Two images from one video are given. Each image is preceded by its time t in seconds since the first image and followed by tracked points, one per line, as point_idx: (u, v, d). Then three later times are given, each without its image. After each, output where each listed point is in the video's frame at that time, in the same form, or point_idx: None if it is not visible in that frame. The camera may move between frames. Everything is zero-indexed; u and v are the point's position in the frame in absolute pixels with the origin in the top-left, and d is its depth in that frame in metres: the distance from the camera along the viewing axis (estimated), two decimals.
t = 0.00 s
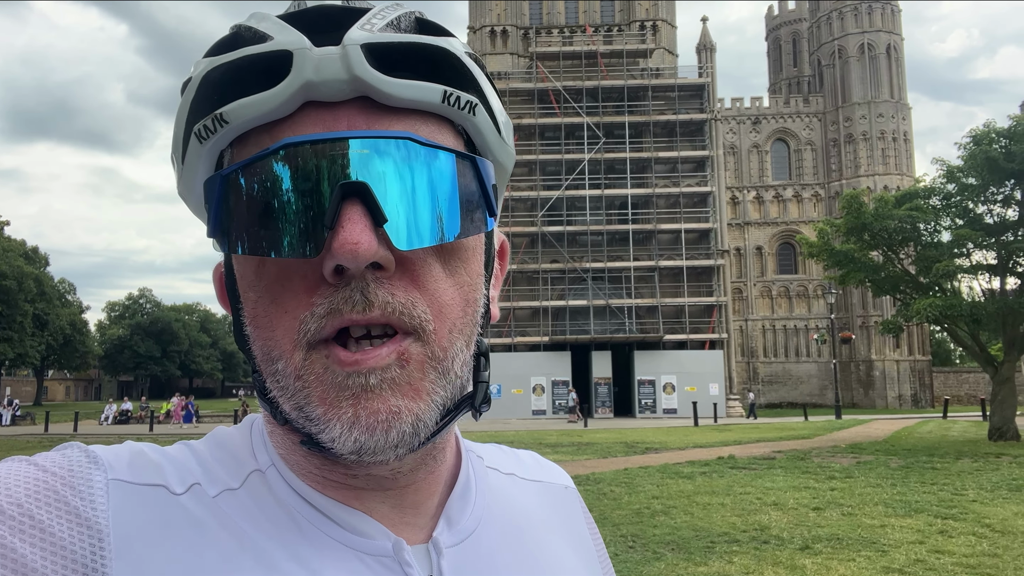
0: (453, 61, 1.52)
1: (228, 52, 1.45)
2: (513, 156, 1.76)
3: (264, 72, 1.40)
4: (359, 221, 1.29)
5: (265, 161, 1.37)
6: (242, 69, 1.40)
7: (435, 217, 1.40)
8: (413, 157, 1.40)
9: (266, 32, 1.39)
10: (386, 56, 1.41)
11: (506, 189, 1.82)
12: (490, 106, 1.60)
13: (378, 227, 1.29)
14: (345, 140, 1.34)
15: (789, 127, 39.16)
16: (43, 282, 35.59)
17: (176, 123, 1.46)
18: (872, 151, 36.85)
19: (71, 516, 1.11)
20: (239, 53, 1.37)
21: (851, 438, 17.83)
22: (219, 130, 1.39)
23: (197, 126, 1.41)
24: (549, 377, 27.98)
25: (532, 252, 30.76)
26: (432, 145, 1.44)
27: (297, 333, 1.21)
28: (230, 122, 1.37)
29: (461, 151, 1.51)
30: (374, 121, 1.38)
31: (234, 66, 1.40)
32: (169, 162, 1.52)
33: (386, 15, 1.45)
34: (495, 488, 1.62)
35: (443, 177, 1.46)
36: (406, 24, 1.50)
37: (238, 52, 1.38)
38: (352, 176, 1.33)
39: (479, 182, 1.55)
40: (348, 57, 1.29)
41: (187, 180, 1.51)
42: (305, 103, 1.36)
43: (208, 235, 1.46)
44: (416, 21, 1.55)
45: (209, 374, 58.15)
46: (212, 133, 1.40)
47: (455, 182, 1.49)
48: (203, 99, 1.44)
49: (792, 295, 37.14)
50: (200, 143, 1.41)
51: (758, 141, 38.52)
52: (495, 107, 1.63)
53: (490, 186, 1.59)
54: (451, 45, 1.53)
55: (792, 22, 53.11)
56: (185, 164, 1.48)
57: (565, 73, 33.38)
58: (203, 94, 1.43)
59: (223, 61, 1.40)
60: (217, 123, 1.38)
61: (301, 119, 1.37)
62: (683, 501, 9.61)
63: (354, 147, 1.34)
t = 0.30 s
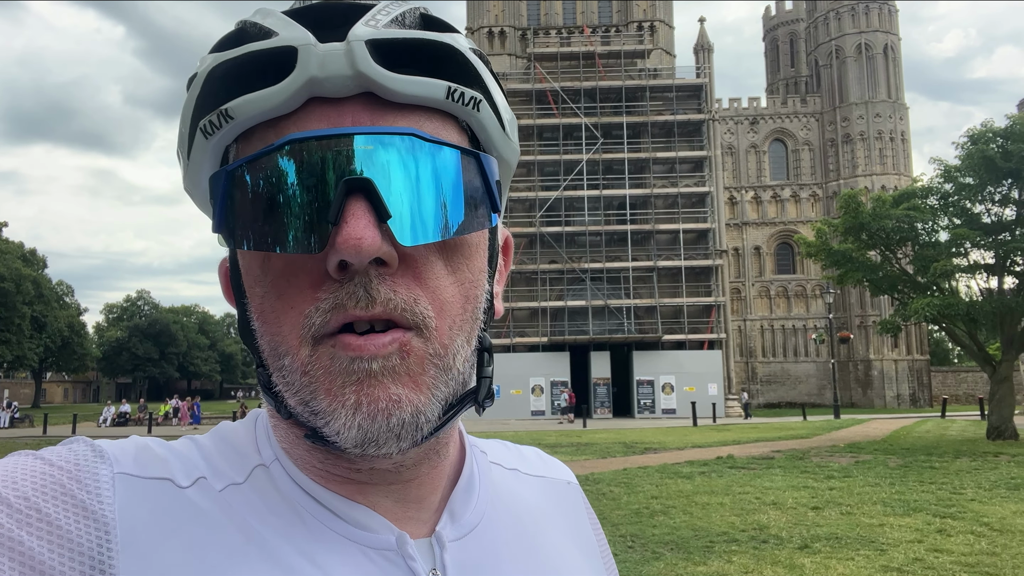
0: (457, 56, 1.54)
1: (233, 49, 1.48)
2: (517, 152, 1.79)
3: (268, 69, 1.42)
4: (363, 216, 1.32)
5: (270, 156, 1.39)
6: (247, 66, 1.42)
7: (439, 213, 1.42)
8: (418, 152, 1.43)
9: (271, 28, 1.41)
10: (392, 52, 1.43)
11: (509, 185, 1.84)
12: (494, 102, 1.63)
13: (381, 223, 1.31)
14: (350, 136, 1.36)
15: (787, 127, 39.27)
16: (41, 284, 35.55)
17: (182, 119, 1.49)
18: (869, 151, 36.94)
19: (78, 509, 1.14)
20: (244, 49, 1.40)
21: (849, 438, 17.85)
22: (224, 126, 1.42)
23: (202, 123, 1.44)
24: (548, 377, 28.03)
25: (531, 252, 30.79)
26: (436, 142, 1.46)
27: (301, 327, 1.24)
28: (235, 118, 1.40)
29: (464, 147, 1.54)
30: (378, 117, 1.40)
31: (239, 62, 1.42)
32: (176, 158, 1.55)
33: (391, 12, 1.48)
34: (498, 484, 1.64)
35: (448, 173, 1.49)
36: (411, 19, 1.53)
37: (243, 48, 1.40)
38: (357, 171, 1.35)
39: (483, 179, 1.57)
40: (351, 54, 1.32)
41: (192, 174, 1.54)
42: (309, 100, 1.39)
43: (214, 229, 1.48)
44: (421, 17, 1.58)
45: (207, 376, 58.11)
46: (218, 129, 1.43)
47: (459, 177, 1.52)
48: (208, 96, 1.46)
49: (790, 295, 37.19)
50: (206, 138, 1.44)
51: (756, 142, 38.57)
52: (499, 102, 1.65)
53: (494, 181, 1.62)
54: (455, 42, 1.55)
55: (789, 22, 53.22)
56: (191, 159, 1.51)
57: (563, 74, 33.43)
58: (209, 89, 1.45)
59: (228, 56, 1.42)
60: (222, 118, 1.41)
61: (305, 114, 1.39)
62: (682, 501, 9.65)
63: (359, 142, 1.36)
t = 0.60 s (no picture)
0: (453, 70, 1.54)
1: (226, 59, 1.47)
2: (513, 162, 1.79)
3: (260, 81, 1.42)
4: (355, 232, 1.31)
5: (261, 169, 1.39)
6: (239, 78, 1.42)
7: (431, 226, 1.42)
8: (411, 166, 1.43)
9: (263, 39, 1.40)
10: (385, 64, 1.43)
11: (505, 196, 1.84)
12: (490, 113, 1.62)
13: (373, 240, 1.31)
14: (341, 150, 1.36)
15: (786, 126, 39.31)
16: (40, 286, 35.53)
17: (173, 131, 1.49)
18: (869, 150, 36.95)
19: (67, 524, 1.13)
20: (235, 61, 1.39)
21: (849, 437, 17.83)
22: (214, 138, 1.42)
23: (193, 136, 1.44)
24: (547, 378, 28.04)
25: (530, 253, 30.79)
26: (430, 155, 1.46)
27: (294, 342, 1.23)
28: (225, 132, 1.40)
29: (459, 161, 1.54)
30: (371, 130, 1.40)
31: (230, 73, 1.42)
32: (169, 170, 1.55)
33: (385, 22, 1.47)
34: (493, 495, 1.64)
35: (441, 186, 1.49)
36: (404, 30, 1.52)
37: (235, 60, 1.39)
38: (349, 185, 1.35)
39: (478, 192, 1.57)
40: (343, 66, 1.31)
41: (185, 185, 1.54)
42: (300, 113, 1.38)
43: (205, 242, 1.48)
44: (416, 27, 1.58)
45: (207, 377, 58.10)
46: (209, 141, 1.43)
47: (454, 189, 1.52)
48: (200, 107, 1.46)
49: (790, 295, 37.20)
50: (196, 151, 1.44)
51: (755, 142, 38.62)
52: (494, 113, 1.64)
53: (489, 193, 1.61)
54: (450, 53, 1.54)
55: (788, 22, 53.24)
56: (183, 171, 1.51)
57: (562, 74, 33.45)
58: (200, 99, 1.45)
59: (220, 68, 1.42)
60: (213, 131, 1.41)
61: (297, 129, 1.39)
62: (682, 502, 9.64)
63: (351, 156, 1.36)
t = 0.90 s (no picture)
0: (455, 62, 1.58)
1: (228, 47, 1.50)
2: (512, 153, 1.82)
3: (262, 70, 1.45)
4: (357, 222, 1.35)
5: (263, 159, 1.43)
6: (241, 71, 1.45)
7: (430, 214, 1.46)
8: (412, 155, 1.47)
9: (265, 28, 1.44)
10: (385, 54, 1.46)
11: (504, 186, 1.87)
12: (490, 104, 1.66)
13: (374, 230, 1.35)
14: (344, 139, 1.40)
15: (785, 126, 39.38)
16: (40, 287, 35.51)
17: (175, 121, 1.52)
18: (868, 150, 37.01)
19: (70, 508, 1.17)
20: (237, 51, 1.42)
21: (848, 436, 17.86)
22: (216, 127, 1.45)
23: (195, 124, 1.47)
24: (547, 378, 28.06)
25: (530, 253, 30.84)
26: (430, 145, 1.50)
27: (295, 332, 1.27)
28: (227, 121, 1.44)
29: (460, 151, 1.58)
30: (373, 120, 1.44)
31: (231, 63, 1.45)
32: (170, 160, 1.59)
33: (386, 12, 1.51)
34: (492, 484, 1.67)
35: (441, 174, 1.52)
36: (406, 20, 1.56)
37: (236, 49, 1.42)
38: (350, 174, 1.38)
39: (478, 182, 1.61)
40: (346, 56, 1.35)
41: (185, 175, 1.57)
42: (303, 103, 1.41)
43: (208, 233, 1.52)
44: (417, 17, 1.62)
45: (207, 378, 58.12)
46: (211, 130, 1.46)
47: (455, 179, 1.56)
48: (201, 96, 1.49)
49: (789, 294, 37.25)
50: (199, 140, 1.47)
51: (754, 141, 38.68)
52: (494, 103, 1.68)
53: (489, 184, 1.65)
54: (451, 44, 1.58)
55: (787, 21, 53.29)
56: (184, 161, 1.54)
57: (561, 74, 33.49)
58: (201, 89, 1.48)
59: (221, 58, 1.45)
60: (214, 120, 1.44)
61: (299, 119, 1.43)
62: (681, 501, 9.68)
63: (353, 145, 1.40)
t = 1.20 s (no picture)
0: (449, 61, 1.57)
1: (222, 49, 1.49)
2: (508, 153, 1.80)
3: (255, 73, 1.44)
4: (352, 225, 1.35)
5: (258, 162, 1.42)
6: (234, 74, 1.45)
7: (424, 217, 1.45)
8: (408, 158, 1.47)
9: (257, 31, 1.43)
10: (377, 56, 1.45)
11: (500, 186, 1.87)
12: (487, 105, 1.65)
13: (369, 233, 1.34)
14: (339, 143, 1.40)
15: (786, 126, 39.35)
16: (41, 288, 35.54)
17: (168, 125, 1.52)
18: (869, 149, 36.94)
19: (66, 513, 1.17)
20: (230, 53, 1.42)
21: (850, 436, 17.83)
22: (210, 131, 1.45)
23: (187, 128, 1.47)
24: (548, 378, 28.07)
25: (531, 253, 30.84)
26: (426, 147, 1.50)
27: (290, 337, 1.27)
28: (220, 124, 1.43)
29: (456, 154, 1.58)
30: (366, 123, 1.43)
31: (224, 66, 1.45)
32: (164, 163, 1.59)
33: (379, 13, 1.50)
34: (491, 488, 1.67)
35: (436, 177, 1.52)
36: (400, 20, 1.56)
37: (229, 52, 1.42)
38: (346, 176, 1.39)
39: (474, 184, 1.61)
40: (339, 58, 1.34)
41: (180, 179, 1.57)
42: (296, 106, 1.41)
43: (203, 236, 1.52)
44: (412, 17, 1.62)
45: (208, 378, 58.16)
46: (204, 134, 1.46)
47: (450, 181, 1.56)
48: (193, 102, 1.49)
49: (790, 294, 37.21)
50: (192, 143, 1.47)
51: (755, 140, 38.66)
52: (491, 103, 1.67)
53: (485, 186, 1.65)
54: (446, 45, 1.57)
55: (788, 20, 53.20)
56: (177, 165, 1.54)
57: (561, 74, 33.47)
58: (193, 94, 1.48)
59: (213, 62, 1.45)
60: (208, 124, 1.44)
61: (291, 123, 1.42)
62: (683, 501, 9.67)
63: (347, 148, 1.40)
